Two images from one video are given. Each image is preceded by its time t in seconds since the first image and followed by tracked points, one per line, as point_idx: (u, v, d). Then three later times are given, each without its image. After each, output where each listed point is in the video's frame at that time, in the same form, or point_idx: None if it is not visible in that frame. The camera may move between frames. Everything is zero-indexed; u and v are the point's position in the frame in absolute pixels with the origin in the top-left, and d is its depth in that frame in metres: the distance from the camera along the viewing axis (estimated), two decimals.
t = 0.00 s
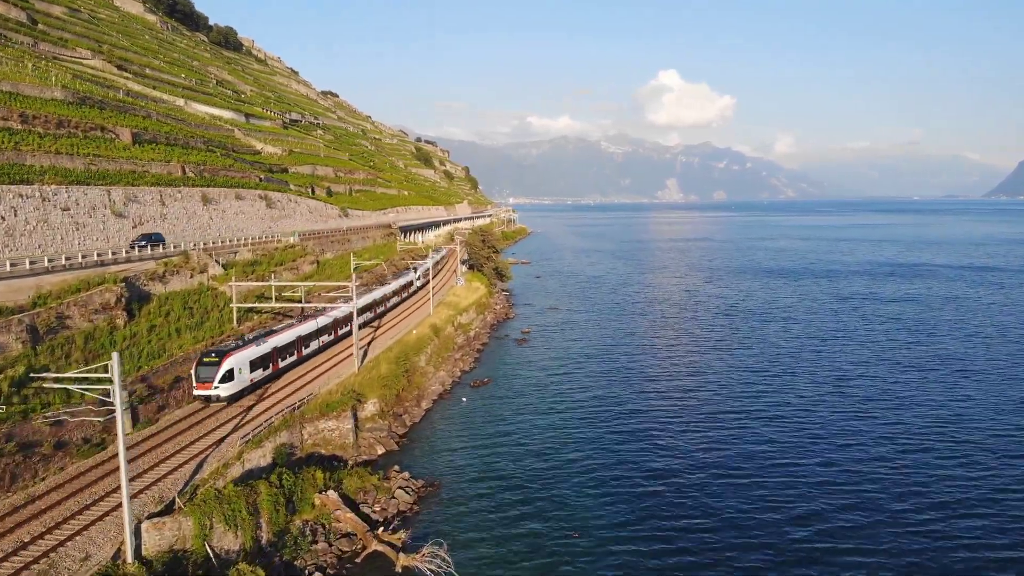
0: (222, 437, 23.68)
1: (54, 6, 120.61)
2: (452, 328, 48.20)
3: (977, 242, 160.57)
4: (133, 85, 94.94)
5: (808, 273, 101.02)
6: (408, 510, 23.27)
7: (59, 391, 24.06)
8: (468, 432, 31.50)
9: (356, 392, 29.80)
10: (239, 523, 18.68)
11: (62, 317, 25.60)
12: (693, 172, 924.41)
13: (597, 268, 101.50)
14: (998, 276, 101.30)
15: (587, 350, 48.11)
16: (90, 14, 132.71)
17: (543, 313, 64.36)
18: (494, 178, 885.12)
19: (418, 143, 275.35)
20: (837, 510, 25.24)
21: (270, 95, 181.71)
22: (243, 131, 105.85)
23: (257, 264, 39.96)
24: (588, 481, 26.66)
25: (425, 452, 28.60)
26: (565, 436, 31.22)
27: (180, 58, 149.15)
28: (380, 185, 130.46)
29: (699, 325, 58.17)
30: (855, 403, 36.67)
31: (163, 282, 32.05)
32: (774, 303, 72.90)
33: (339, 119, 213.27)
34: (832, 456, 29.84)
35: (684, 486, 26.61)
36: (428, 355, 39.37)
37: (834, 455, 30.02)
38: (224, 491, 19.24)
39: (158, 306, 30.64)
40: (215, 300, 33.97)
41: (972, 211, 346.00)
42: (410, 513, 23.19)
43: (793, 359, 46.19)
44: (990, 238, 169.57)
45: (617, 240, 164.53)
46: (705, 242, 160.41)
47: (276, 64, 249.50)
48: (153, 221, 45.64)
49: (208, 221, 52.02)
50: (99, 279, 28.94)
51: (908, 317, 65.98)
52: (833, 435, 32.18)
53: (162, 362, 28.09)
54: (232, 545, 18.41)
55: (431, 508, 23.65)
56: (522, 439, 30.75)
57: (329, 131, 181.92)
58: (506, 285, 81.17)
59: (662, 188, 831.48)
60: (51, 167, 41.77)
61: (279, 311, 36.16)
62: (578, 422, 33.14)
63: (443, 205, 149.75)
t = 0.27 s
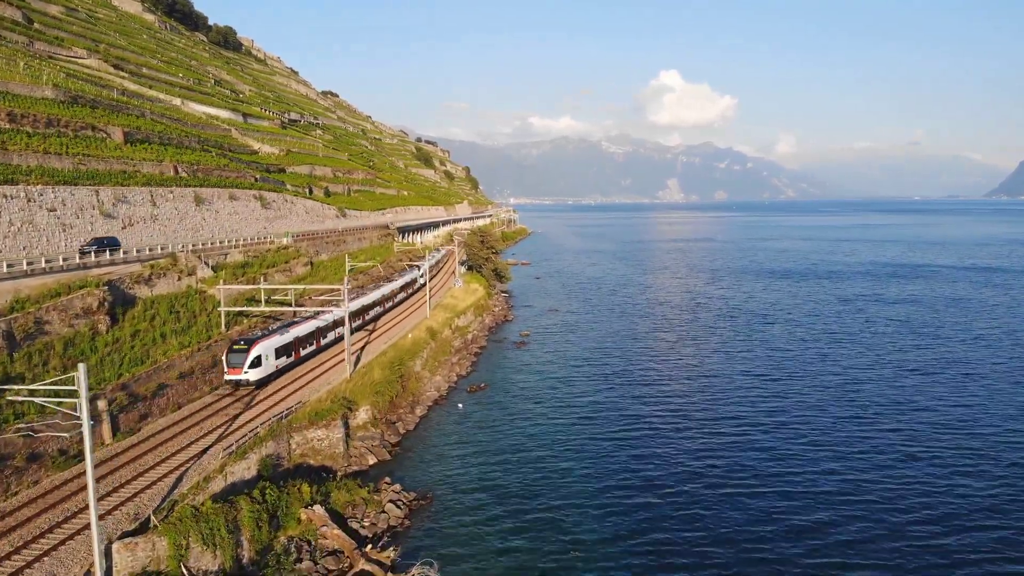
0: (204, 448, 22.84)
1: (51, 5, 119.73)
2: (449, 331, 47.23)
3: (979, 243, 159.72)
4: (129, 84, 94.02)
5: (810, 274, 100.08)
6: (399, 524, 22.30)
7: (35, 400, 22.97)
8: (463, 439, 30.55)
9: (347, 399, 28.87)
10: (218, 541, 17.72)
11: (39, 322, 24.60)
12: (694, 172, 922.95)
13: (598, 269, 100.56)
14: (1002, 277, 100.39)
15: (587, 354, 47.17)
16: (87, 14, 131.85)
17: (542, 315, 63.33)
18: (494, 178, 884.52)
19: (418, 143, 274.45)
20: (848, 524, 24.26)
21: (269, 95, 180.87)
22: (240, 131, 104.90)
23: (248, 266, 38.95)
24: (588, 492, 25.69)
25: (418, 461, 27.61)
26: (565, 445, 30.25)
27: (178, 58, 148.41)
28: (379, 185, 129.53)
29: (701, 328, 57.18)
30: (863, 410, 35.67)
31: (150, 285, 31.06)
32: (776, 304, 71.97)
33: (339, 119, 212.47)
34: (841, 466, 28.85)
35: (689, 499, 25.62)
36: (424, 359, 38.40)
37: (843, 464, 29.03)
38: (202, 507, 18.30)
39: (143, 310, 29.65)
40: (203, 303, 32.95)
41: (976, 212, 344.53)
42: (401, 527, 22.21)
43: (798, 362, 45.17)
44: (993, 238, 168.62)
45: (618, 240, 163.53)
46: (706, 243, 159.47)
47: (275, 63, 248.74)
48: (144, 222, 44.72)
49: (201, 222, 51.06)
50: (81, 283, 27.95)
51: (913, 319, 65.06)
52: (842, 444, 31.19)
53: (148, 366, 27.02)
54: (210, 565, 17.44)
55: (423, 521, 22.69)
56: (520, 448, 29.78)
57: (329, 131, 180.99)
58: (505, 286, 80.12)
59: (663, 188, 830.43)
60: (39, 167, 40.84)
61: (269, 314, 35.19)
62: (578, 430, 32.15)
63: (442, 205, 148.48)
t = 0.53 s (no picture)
0: (185, 460, 21.97)
1: (48, 4, 118.90)
2: (446, 334, 46.19)
3: (982, 243, 158.77)
4: (125, 84, 93.13)
5: (812, 275, 99.08)
6: (388, 540, 21.35)
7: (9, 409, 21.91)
8: (458, 448, 29.55)
9: (338, 406, 27.89)
10: (193, 563, 16.77)
11: (16, 327, 23.59)
12: (695, 172, 921.74)
13: (599, 269, 99.58)
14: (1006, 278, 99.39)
15: (586, 358, 46.17)
16: (85, 13, 131.05)
17: (542, 318, 62.26)
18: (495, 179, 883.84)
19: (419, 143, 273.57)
20: (858, 539, 23.31)
21: (269, 94, 180.07)
22: (238, 130, 103.94)
23: (238, 268, 37.96)
24: (589, 505, 24.72)
25: (412, 471, 26.62)
26: (565, 455, 29.27)
27: (176, 57, 147.51)
28: (378, 185, 128.58)
29: (703, 330, 56.22)
30: (870, 417, 34.71)
31: (135, 288, 30.10)
32: (779, 306, 70.97)
33: (339, 119, 211.69)
34: (850, 476, 27.88)
35: (694, 512, 24.63)
36: (419, 363, 37.37)
37: (851, 475, 28.08)
38: (178, 527, 17.38)
39: (127, 314, 28.70)
40: (190, 306, 31.92)
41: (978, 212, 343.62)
42: (390, 543, 21.26)
43: (803, 366, 44.13)
44: (996, 239, 167.60)
45: (618, 241, 162.58)
46: (707, 243, 158.50)
47: (275, 63, 248.07)
48: (135, 222, 43.75)
49: (194, 222, 50.08)
50: (61, 286, 26.96)
51: (918, 321, 64.08)
52: (850, 453, 30.20)
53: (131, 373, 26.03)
54: None
55: (414, 537, 21.74)
56: (518, 457, 28.81)
57: (328, 130, 179.98)
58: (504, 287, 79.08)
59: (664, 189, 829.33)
60: (26, 166, 39.90)
61: (259, 318, 34.18)
62: (578, 438, 31.18)
63: (442, 206, 147.56)
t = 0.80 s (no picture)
0: (164, 474, 20.98)
1: (44, 2, 117.99)
2: (443, 338, 45.12)
3: (986, 244, 157.81)
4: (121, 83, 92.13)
5: (815, 276, 98.13)
6: (376, 559, 20.33)
7: None
8: (452, 458, 28.54)
9: (328, 414, 26.86)
10: None
11: None
12: (696, 172, 920.35)
13: (599, 270, 98.60)
14: (1011, 279, 98.40)
15: (586, 362, 45.17)
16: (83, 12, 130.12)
17: (541, 320, 61.23)
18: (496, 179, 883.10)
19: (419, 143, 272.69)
20: (865, 555, 22.41)
21: (268, 94, 179.14)
22: (235, 130, 102.90)
23: (228, 270, 36.99)
24: (587, 518, 23.76)
25: (404, 483, 25.64)
26: (563, 465, 28.30)
27: (174, 56, 146.64)
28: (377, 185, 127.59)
29: (705, 333, 55.25)
30: (877, 424, 33.76)
31: (119, 291, 29.12)
32: (782, 308, 69.99)
33: (338, 119, 210.90)
34: (858, 488, 26.91)
35: (696, 526, 23.69)
36: (414, 369, 36.36)
37: (857, 486, 27.16)
38: (149, 550, 16.41)
39: (109, 320, 27.71)
40: (176, 309, 30.94)
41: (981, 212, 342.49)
42: (378, 562, 20.24)
43: (808, 371, 43.12)
44: (999, 240, 166.61)
45: (619, 241, 161.63)
46: (708, 244, 157.50)
47: (275, 63, 247.36)
48: (124, 223, 42.72)
49: (186, 224, 49.07)
50: (40, 290, 25.93)
51: (923, 324, 63.11)
52: (858, 463, 29.22)
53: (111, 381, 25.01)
54: None
55: (403, 555, 20.74)
56: (514, 468, 27.83)
57: (327, 130, 179.08)
58: (503, 289, 78.05)
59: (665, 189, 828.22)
60: (12, 166, 38.91)
61: (248, 322, 33.22)
62: (577, 447, 30.18)
63: (442, 206, 146.62)
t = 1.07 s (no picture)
0: (141, 489, 20.00)
1: (41, 2, 117.12)
2: (439, 341, 43.97)
3: (989, 245, 156.75)
4: (117, 83, 91.28)
5: (818, 278, 97.13)
6: None
7: None
8: (446, 467, 27.50)
9: (317, 423, 25.90)
10: None
11: None
12: (698, 172, 918.70)
13: (600, 272, 97.64)
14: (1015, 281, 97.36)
15: (586, 365, 44.10)
16: (80, 13, 129.42)
17: (541, 322, 60.13)
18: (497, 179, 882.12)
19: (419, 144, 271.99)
20: (873, 572, 21.50)
21: (267, 94, 178.46)
22: (232, 130, 101.93)
23: (218, 273, 36.03)
24: (585, 532, 22.90)
25: (396, 495, 24.68)
26: (561, 475, 27.39)
27: (173, 56, 145.72)
28: (376, 185, 126.61)
29: (708, 337, 54.25)
30: (885, 431, 32.82)
31: (102, 295, 28.10)
32: (785, 310, 68.91)
33: (339, 119, 210.28)
34: (866, 500, 26.00)
35: (698, 541, 22.77)
36: (409, 374, 35.33)
37: (865, 498, 26.25)
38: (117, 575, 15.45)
39: (91, 324, 26.74)
40: (162, 314, 29.96)
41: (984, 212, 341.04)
42: None
43: (813, 375, 42.16)
44: (1002, 241, 165.55)
45: (620, 242, 160.64)
46: (710, 245, 156.41)
47: (275, 63, 246.83)
48: (114, 225, 41.71)
49: (177, 225, 48.05)
50: (19, 294, 24.93)
51: (929, 326, 62.09)
52: (865, 473, 28.34)
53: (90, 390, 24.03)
54: None
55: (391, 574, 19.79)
56: (511, 478, 26.92)
57: (326, 131, 178.09)
58: (502, 291, 77.00)
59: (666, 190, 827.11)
60: None
61: (238, 328, 32.20)
62: (576, 456, 29.26)
63: (442, 207, 145.74)
